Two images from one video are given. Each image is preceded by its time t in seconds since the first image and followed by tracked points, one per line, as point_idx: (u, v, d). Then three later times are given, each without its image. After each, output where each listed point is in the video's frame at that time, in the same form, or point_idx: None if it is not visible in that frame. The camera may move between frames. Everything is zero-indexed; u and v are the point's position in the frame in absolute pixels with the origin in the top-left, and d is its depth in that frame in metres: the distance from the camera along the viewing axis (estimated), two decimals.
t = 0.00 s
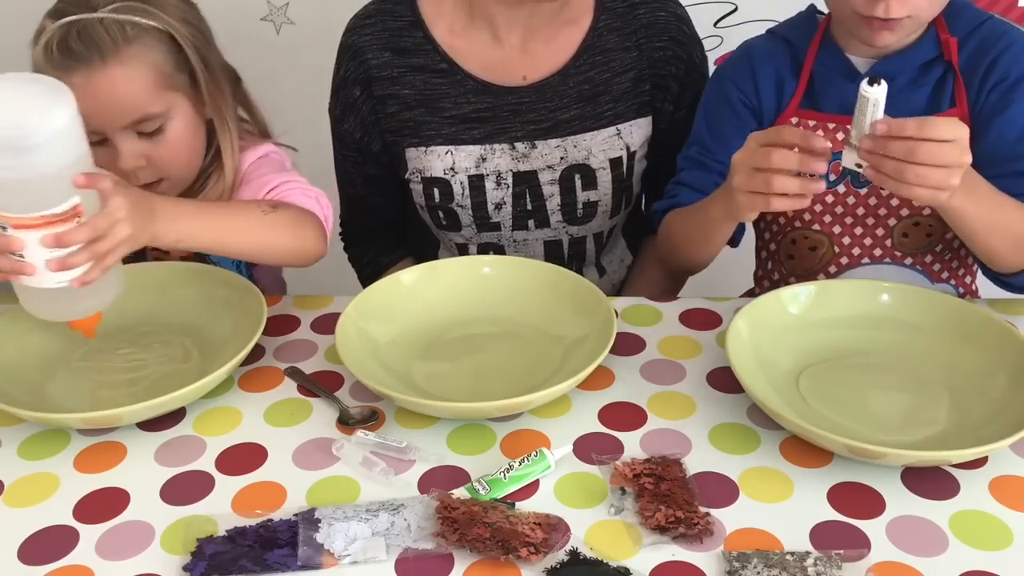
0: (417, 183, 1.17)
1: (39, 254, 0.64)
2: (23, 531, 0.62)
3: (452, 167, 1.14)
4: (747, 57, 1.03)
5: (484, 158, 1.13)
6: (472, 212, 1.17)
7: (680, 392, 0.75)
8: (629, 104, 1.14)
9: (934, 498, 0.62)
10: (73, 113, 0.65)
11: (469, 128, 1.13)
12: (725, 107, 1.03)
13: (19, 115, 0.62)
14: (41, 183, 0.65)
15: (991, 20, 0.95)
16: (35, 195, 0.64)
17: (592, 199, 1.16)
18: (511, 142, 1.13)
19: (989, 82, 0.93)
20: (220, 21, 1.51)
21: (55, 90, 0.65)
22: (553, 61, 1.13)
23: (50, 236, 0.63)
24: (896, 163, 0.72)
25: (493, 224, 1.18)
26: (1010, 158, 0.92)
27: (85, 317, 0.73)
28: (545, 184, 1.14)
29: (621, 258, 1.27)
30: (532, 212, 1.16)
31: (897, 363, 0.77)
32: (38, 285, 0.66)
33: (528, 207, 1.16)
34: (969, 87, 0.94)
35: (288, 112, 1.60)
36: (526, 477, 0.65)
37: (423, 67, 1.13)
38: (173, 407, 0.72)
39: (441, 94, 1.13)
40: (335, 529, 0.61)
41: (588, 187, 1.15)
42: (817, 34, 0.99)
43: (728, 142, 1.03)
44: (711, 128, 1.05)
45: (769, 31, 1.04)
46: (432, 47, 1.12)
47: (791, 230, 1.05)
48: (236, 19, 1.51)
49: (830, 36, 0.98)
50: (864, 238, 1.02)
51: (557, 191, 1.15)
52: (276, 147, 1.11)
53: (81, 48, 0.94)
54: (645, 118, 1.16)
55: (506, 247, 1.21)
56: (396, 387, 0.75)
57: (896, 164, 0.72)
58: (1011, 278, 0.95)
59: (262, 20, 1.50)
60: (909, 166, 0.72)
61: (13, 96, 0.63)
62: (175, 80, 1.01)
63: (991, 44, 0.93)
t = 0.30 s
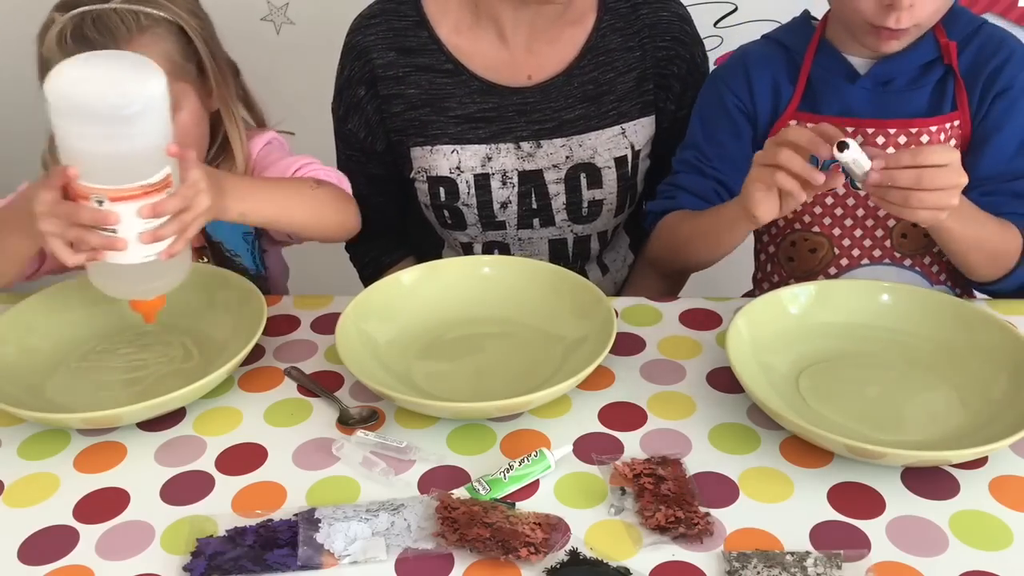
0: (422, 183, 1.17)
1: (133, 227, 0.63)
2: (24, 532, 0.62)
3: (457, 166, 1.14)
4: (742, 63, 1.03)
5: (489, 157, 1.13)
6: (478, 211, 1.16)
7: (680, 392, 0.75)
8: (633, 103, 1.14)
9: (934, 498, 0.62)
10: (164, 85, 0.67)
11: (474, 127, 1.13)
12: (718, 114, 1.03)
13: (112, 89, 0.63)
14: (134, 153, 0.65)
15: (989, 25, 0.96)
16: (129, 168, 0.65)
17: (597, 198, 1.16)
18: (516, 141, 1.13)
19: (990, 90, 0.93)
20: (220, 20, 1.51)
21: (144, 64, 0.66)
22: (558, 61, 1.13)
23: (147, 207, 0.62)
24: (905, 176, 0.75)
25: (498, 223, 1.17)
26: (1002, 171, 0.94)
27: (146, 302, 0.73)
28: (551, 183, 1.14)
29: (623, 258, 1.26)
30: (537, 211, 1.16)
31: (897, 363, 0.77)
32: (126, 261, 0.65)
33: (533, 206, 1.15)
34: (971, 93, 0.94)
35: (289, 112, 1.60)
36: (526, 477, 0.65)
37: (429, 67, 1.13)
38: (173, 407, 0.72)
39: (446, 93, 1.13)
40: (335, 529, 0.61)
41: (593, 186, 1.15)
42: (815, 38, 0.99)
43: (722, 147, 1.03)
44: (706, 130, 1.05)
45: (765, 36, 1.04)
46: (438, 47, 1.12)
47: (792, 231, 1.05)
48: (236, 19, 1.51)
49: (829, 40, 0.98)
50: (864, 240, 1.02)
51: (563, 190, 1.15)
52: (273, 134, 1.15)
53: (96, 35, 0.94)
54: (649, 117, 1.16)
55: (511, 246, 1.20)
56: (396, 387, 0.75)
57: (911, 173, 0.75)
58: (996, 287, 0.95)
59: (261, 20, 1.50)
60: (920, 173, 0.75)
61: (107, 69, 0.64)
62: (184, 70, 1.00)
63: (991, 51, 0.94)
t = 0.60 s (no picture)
0: (421, 184, 1.17)
1: (88, 250, 0.63)
2: (23, 531, 0.62)
3: (456, 168, 1.14)
4: (744, 60, 1.02)
5: (489, 159, 1.13)
6: (477, 213, 1.16)
7: (680, 392, 0.75)
8: (633, 106, 1.15)
9: (934, 498, 0.62)
10: (123, 108, 0.66)
11: (474, 130, 1.13)
12: (717, 111, 1.03)
13: (67, 114, 0.62)
14: (91, 177, 0.64)
15: (990, 23, 0.96)
16: (90, 190, 0.64)
17: (596, 201, 1.17)
18: (515, 144, 1.13)
19: (991, 90, 0.94)
20: (220, 20, 1.51)
21: (102, 86, 0.65)
22: (560, 63, 1.13)
23: (102, 231, 0.63)
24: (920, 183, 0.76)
25: (497, 225, 1.17)
26: (1011, 167, 0.95)
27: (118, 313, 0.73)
28: (551, 185, 1.14)
29: (623, 259, 1.26)
30: (536, 213, 1.16)
31: (897, 362, 0.77)
32: (84, 281, 0.65)
33: (533, 208, 1.15)
34: (971, 95, 0.95)
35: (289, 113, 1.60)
36: (526, 477, 0.65)
37: (428, 68, 1.13)
38: (173, 407, 0.72)
39: (446, 95, 1.13)
40: (335, 529, 0.61)
41: (593, 189, 1.15)
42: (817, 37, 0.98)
43: (722, 143, 1.03)
44: (704, 124, 1.04)
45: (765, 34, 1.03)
46: (438, 49, 1.12)
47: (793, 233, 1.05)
48: (236, 19, 1.50)
49: (829, 41, 0.98)
50: (864, 242, 1.02)
51: (562, 192, 1.15)
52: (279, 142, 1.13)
53: (92, 41, 0.94)
54: (649, 121, 1.16)
55: (511, 247, 1.20)
56: (396, 387, 0.75)
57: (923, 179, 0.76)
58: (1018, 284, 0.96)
59: (262, 20, 1.50)
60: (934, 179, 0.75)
61: (62, 93, 0.63)
62: (184, 73, 1.00)
63: (991, 50, 0.94)
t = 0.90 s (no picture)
0: (422, 187, 1.17)
1: (92, 239, 0.63)
2: (24, 531, 0.62)
3: (457, 171, 1.14)
4: (750, 56, 1.02)
5: (490, 162, 1.13)
6: (478, 216, 1.16)
7: (680, 393, 0.75)
8: (635, 109, 1.15)
9: (934, 498, 0.63)
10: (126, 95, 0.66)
11: (474, 132, 1.13)
12: (724, 103, 1.01)
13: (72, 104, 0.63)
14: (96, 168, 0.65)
15: (993, 24, 0.95)
16: (85, 181, 0.65)
17: (598, 203, 1.17)
18: (517, 146, 1.13)
19: (999, 88, 0.93)
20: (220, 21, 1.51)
21: (105, 74, 0.65)
22: (561, 66, 1.13)
23: (106, 219, 0.62)
24: (949, 215, 0.75)
25: (499, 227, 1.17)
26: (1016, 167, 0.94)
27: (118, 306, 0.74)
28: (553, 188, 1.14)
29: (625, 260, 1.27)
30: (538, 216, 1.16)
31: (897, 362, 0.77)
32: (88, 271, 0.65)
33: (534, 211, 1.16)
34: (977, 99, 0.95)
35: (289, 113, 1.60)
36: (526, 477, 0.65)
37: (429, 71, 1.13)
38: (173, 407, 0.72)
39: (447, 98, 1.13)
40: (335, 529, 0.61)
41: (595, 192, 1.16)
42: (821, 37, 0.98)
43: (729, 134, 1.00)
44: (708, 115, 1.02)
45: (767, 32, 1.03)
46: (439, 51, 1.12)
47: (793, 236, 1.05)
48: (237, 19, 1.51)
49: (833, 43, 0.97)
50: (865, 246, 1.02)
51: (564, 195, 1.15)
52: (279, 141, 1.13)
53: (89, 44, 0.95)
54: (650, 123, 1.17)
55: (511, 250, 1.20)
56: (396, 387, 0.75)
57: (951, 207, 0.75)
58: None
59: (262, 20, 1.50)
60: (962, 205, 0.75)
61: (67, 81, 0.63)
62: (183, 77, 1.00)
63: (996, 50, 0.94)
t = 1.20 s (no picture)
0: (422, 188, 1.17)
1: (181, 240, 0.63)
2: (24, 531, 0.62)
3: (457, 173, 1.14)
4: (756, 54, 1.01)
5: (489, 164, 1.14)
6: (478, 218, 1.17)
7: (680, 393, 0.75)
8: (635, 111, 1.15)
9: (934, 498, 0.62)
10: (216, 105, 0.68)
11: (474, 134, 1.13)
12: (732, 102, 0.99)
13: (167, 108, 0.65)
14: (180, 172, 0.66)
15: (997, 26, 0.94)
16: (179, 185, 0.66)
17: (598, 206, 1.17)
18: (517, 148, 1.13)
19: (999, 90, 0.92)
20: (220, 20, 1.50)
21: (197, 85, 0.68)
22: (560, 67, 1.13)
23: (197, 221, 0.63)
24: (938, 282, 0.70)
25: (498, 229, 1.18)
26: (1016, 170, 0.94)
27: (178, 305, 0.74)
28: (552, 190, 1.15)
29: (624, 261, 1.27)
30: (537, 218, 1.17)
31: (896, 362, 0.77)
32: (171, 272, 0.65)
33: (534, 213, 1.16)
34: (977, 100, 0.94)
35: (289, 113, 1.60)
36: (526, 477, 0.65)
37: (428, 72, 1.12)
38: (173, 407, 0.72)
39: (446, 99, 1.13)
40: (335, 529, 0.61)
41: (594, 194, 1.16)
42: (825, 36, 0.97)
43: (735, 133, 0.99)
44: (716, 114, 1.00)
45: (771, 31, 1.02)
46: (438, 52, 1.12)
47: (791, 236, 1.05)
48: (236, 19, 1.50)
49: (833, 44, 0.97)
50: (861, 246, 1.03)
51: (563, 198, 1.15)
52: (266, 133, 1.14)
53: (94, 47, 0.93)
54: (651, 125, 1.17)
55: (511, 251, 1.21)
56: (396, 387, 0.75)
57: (938, 274, 0.70)
58: None
59: (261, 20, 1.50)
60: (950, 271, 0.70)
61: (162, 89, 0.65)
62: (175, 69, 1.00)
63: (998, 51, 0.92)
